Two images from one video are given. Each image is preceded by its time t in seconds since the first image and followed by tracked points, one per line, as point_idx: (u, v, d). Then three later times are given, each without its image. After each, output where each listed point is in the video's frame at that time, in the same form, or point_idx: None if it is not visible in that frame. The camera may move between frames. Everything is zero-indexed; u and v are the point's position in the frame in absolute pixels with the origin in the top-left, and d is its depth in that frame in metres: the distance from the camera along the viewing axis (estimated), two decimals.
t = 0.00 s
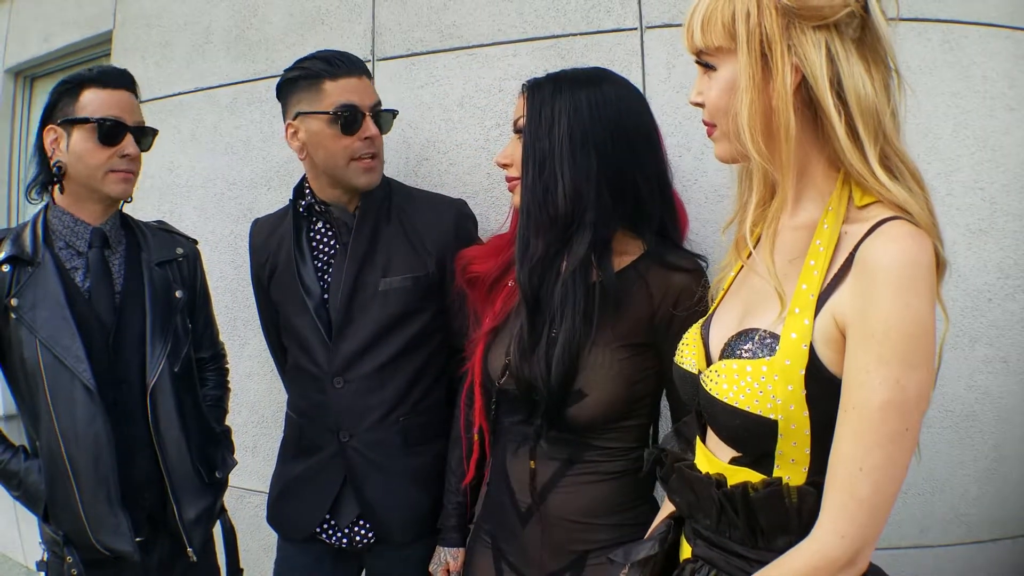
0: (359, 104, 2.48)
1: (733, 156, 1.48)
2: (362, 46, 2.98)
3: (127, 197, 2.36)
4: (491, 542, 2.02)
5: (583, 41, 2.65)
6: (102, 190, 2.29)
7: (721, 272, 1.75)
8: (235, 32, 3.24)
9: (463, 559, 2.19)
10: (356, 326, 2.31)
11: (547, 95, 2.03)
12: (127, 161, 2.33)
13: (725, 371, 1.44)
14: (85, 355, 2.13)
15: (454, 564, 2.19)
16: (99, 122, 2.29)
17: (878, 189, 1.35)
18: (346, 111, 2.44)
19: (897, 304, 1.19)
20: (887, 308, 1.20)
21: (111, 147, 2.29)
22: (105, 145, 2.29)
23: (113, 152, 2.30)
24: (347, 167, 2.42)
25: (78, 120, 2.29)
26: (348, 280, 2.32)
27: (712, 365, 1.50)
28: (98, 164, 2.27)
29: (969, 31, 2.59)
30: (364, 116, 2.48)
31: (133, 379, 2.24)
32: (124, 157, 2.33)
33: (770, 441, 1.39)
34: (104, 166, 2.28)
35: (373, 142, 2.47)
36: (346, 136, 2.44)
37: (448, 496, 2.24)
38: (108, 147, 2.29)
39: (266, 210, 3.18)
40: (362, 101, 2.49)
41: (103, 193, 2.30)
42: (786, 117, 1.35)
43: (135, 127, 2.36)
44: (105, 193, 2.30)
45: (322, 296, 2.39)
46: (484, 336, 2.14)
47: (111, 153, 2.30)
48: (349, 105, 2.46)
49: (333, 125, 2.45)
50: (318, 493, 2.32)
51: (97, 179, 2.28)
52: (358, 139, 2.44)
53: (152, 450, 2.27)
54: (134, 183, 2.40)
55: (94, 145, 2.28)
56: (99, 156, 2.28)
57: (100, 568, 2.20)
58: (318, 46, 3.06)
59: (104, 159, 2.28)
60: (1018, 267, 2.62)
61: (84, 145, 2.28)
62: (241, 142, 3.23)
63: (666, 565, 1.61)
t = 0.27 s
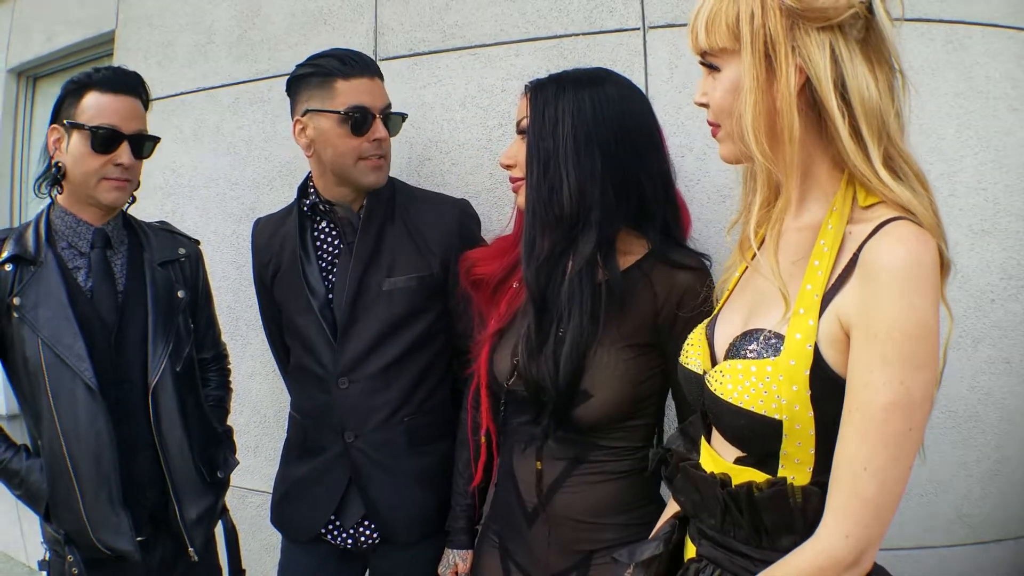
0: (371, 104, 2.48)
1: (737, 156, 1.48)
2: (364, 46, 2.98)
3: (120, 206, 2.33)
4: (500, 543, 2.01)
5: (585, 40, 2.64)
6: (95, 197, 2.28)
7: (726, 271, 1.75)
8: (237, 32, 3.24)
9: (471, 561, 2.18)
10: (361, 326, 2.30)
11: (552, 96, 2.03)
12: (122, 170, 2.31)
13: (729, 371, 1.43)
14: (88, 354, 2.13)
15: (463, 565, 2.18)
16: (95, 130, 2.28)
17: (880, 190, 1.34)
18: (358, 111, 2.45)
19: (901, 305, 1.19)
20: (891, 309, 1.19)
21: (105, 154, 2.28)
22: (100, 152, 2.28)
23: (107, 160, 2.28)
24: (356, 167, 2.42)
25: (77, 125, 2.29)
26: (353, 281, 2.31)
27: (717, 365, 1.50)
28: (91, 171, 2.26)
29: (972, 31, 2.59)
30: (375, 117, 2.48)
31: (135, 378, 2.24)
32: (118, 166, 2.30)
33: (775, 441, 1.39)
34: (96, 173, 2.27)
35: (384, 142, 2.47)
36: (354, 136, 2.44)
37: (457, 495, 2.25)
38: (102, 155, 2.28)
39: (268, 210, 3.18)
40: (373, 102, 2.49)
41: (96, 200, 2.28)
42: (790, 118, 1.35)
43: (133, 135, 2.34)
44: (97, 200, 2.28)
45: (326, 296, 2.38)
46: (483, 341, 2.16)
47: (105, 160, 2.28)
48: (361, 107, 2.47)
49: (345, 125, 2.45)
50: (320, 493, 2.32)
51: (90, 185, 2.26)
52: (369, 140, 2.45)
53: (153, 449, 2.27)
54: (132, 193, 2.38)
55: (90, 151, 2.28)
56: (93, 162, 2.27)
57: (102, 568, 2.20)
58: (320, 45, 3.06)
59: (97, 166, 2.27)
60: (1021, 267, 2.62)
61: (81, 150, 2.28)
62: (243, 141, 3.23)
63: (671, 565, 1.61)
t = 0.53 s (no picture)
0: (373, 106, 2.48)
1: (737, 157, 1.47)
2: (365, 46, 2.98)
3: (124, 199, 2.33)
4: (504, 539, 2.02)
5: (585, 41, 2.64)
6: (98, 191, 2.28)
7: (727, 271, 1.75)
8: (238, 33, 3.25)
9: (475, 560, 2.18)
10: (363, 327, 2.30)
11: (559, 98, 2.02)
12: (123, 162, 2.31)
13: (730, 371, 1.43)
14: (89, 355, 2.13)
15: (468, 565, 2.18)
16: (95, 123, 2.28)
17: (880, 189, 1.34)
18: (361, 112, 2.45)
19: (901, 304, 1.19)
20: (891, 309, 1.19)
21: (107, 148, 2.28)
22: (101, 146, 2.28)
23: (108, 154, 2.29)
24: (359, 168, 2.42)
25: (78, 122, 2.29)
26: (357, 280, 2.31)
27: (719, 366, 1.50)
28: (94, 165, 2.26)
29: (973, 31, 2.59)
30: (377, 117, 2.48)
31: (136, 379, 2.25)
32: (120, 159, 2.31)
33: (776, 441, 1.39)
34: (98, 166, 2.27)
35: (386, 143, 2.47)
36: (359, 136, 2.44)
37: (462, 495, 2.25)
38: (104, 149, 2.29)
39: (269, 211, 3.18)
40: (377, 102, 2.50)
41: (99, 194, 2.28)
42: (790, 119, 1.34)
43: (135, 129, 2.35)
44: (100, 195, 2.28)
45: (329, 296, 2.37)
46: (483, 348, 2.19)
47: (106, 154, 2.29)
48: (364, 106, 2.46)
49: (349, 126, 2.45)
50: (321, 492, 2.32)
51: (93, 180, 2.26)
52: (372, 140, 2.45)
53: (154, 449, 2.27)
54: (135, 187, 2.38)
55: (91, 146, 2.28)
56: (94, 157, 2.27)
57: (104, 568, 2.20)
58: (321, 46, 3.06)
59: (99, 159, 2.27)
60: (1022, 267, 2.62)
61: (82, 146, 2.28)
62: (244, 142, 3.23)
63: (673, 563, 1.61)
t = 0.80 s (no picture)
0: (373, 107, 2.48)
1: (737, 157, 1.47)
2: (366, 46, 2.98)
3: (129, 198, 2.33)
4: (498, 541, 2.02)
5: (587, 41, 2.63)
6: (103, 190, 2.28)
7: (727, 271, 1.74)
8: (239, 33, 3.25)
9: (467, 563, 2.16)
10: (365, 326, 2.30)
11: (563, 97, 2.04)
12: (128, 161, 2.32)
13: (731, 372, 1.43)
14: (92, 357, 2.13)
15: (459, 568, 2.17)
16: (101, 122, 2.28)
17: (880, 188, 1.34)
18: (361, 114, 2.45)
19: (900, 304, 1.18)
20: (891, 309, 1.19)
21: (112, 147, 2.28)
22: (107, 145, 2.29)
23: (114, 153, 2.29)
24: (359, 169, 2.42)
25: (83, 121, 2.29)
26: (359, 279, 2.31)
27: (720, 366, 1.49)
28: (98, 164, 2.26)
29: (975, 31, 2.58)
30: (378, 119, 2.48)
31: (138, 380, 2.25)
32: (125, 157, 2.31)
33: (776, 441, 1.39)
34: (104, 165, 2.27)
35: (386, 145, 2.47)
36: (360, 137, 2.44)
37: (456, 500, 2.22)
38: (109, 148, 2.29)
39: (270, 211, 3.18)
40: (378, 104, 2.50)
41: (104, 193, 2.29)
42: (789, 120, 1.34)
43: (139, 128, 2.35)
44: (105, 194, 2.28)
45: (330, 296, 2.37)
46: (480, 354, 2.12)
47: (112, 153, 2.29)
48: (363, 108, 2.47)
49: (349, 129, 2.45)
50: (323, 492, 2.32)
51: (98, 179, 2.27)
52: (372, 142, 2.45)
53: (156, 449, 2.27)
54: (139, 186, 2.39)
55: (96, 144, 2.28)
56: (100, 156, 2.27)
57: (106, 568, 2.20)
58: (322, 46, 3.06)
59: (104, 158, 2.27)
60: None
61: (87, 145, 2.28)
62: (245, 142, 3.23)
63: (674, 563, 1.60)
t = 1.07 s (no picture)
0: (367, 106, 2.48)
1: (734, 157, 1.47)
2: (365, 45, 2.98)
3: (131, 197, 2.34)
4: (487, 548, 2.01)
5: (586, 40, 2.63)
6: (106, 189, 2.29)
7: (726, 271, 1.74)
8: (239, 32, 3.24)
9: None
10: (362, 328, 2.28)
11: (574, 90, 2.12)
12: (131, 160, 2.32)
13: (729, 371, 1.43)
14: (90, 357, 2.13)
15: None
16: (104, 121, 2.29)
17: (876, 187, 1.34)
18: (353, 111, 2.45)
19: (897, 303, 1.18)
20: (887, 308, 1.19)
21: (116, 146, 2.29)
22: (110, 144, 2.29)
23: (117, 151, 2.30)
24: (353, 167, 2.41)
25: (85, 119, 2.29)
26: (357, 279, 2.29)
27: (718, 366, 1.49)
28: (101, 162, 2.27)
29: (974, 31, 2.58)
30: (371, 117, 2.47)
31: (137, 379, 2.25)
32: (128, 156, 2.32)
33: (774, 440, 1.39)
34: (107, 164, 2.28)
35: (380, 143, 2.46)
36: (352, 137, 2.43)
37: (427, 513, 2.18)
38: (113, 147, 2.29)
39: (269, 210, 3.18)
40: (370, 102, 2.49)
41: (107, 192, 2.29)
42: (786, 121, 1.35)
43: (142, 127, 2.36)
44: (107, 193, 2.29)
45: (328, 296, 2.36)
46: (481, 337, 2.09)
47: (115, 151, 2.29)
48: (355, 107, 2.46)
49: (342, 129, 2.45)
50: (320, 492, 2.32)
51: (101, 178, 2.27)
52: (364, 140, 2.44)
53: (155, 450, 2.28)
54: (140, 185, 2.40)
55: (99, 143, 2.28)
56: (103, 154, 2.28)
57: (104, 569, 2.20)
58: (321, 45, 3.06)
59: (108, 157, 2.28)
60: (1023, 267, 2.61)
61: (90, 144, 2.28)
62: (244, 141, 3.23)
63: (673, 563, 1.60)
